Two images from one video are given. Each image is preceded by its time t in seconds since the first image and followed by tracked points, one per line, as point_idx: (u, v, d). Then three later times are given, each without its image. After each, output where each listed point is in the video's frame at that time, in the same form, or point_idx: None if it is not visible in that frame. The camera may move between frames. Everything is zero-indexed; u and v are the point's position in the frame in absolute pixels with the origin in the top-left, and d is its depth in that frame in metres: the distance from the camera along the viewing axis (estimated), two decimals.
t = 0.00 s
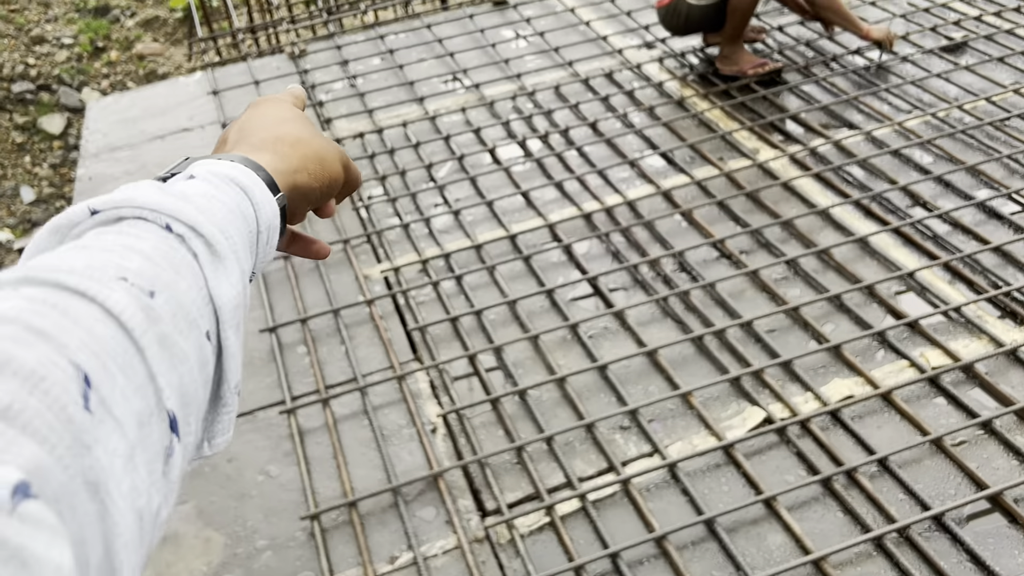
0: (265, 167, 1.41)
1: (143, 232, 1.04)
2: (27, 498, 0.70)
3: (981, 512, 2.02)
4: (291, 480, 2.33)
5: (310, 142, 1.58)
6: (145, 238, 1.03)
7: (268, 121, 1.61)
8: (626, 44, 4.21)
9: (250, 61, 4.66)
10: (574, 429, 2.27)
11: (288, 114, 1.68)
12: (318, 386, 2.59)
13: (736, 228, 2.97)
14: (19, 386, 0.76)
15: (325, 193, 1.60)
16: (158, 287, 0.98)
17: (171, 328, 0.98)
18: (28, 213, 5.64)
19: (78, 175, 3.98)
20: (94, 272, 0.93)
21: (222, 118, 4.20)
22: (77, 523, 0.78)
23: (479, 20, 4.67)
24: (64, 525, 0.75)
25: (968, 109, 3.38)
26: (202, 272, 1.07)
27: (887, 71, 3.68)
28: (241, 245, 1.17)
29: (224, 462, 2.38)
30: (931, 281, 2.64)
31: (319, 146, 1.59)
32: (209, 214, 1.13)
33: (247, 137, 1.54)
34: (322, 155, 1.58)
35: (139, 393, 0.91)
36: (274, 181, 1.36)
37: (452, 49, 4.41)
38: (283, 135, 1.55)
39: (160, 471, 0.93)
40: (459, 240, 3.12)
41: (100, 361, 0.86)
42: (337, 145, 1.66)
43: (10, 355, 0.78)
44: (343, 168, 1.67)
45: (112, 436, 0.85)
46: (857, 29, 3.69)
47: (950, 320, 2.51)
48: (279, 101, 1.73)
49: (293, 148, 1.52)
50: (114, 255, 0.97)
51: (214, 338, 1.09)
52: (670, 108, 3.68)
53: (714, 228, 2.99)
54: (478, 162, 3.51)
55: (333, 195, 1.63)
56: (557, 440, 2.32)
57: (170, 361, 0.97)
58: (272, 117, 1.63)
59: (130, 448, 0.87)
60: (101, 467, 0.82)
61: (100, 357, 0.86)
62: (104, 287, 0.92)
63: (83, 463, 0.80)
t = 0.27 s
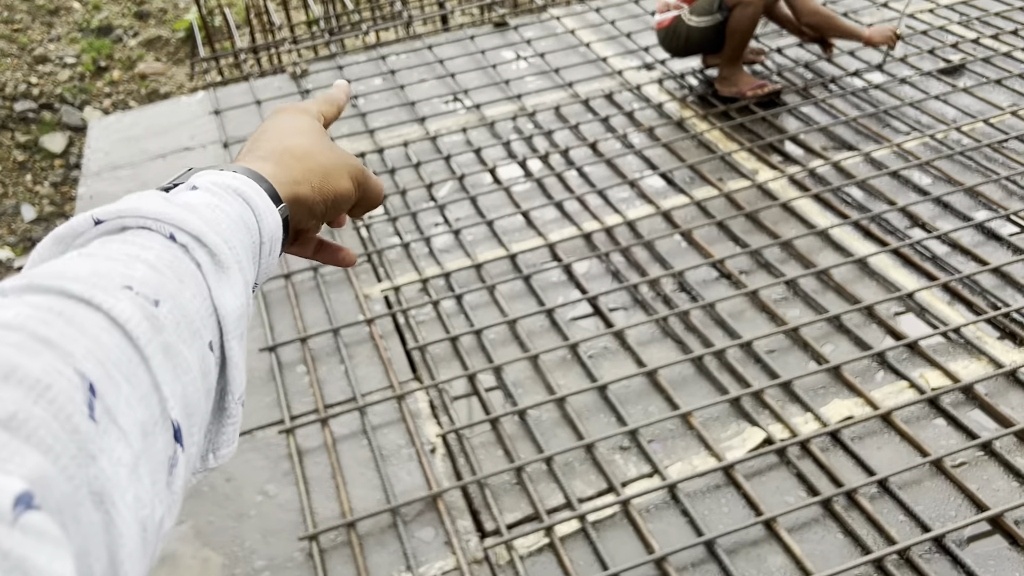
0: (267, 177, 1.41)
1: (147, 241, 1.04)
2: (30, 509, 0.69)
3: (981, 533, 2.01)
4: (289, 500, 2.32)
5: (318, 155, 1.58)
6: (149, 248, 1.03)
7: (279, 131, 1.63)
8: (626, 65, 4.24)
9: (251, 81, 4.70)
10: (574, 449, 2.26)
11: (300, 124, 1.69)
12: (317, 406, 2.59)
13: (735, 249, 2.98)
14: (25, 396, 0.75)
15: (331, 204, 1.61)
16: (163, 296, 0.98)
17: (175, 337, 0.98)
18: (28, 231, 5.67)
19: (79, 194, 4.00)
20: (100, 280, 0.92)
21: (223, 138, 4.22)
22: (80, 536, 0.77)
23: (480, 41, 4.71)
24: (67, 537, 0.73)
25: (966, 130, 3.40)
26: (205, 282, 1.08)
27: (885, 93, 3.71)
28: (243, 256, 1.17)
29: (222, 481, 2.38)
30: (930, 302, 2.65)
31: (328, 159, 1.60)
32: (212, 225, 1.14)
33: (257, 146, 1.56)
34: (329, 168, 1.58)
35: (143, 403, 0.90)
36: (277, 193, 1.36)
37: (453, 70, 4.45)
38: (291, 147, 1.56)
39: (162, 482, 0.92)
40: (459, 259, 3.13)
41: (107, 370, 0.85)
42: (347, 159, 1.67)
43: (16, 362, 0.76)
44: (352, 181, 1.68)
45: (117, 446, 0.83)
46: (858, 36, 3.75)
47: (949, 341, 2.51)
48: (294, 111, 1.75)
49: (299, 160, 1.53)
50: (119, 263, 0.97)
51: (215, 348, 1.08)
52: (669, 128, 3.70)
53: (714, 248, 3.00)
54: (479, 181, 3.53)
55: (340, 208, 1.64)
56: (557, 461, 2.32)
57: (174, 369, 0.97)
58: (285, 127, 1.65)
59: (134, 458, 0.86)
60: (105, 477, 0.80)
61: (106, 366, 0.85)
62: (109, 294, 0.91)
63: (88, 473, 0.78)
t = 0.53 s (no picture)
0: (282, 185, 1.42)
1: (159, 251, 1.06)
2: (21, 534, 0.69)
3: (985, 557, 1.99)
4: (288, 521, 2.31)
5: (330, 163, 1.60)
6: (162, 258, 1.05)
7: (290, 139, 1.63)
8: (626, 85, 4.27)
9: (252, 100, 4.73)
10: (574, 470, 2.25)
11: (310, 132, 1.70)
12: (316, 426, 2.58)
13: (736, 269, 2.99)
14: (21, 414, 0.76)
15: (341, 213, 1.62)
16: (172, 308, 0.99)
17: (184, 350, 0.99)
18: (27, 249, 5.68)
19: (79, 212, 4.01)
20: (110, 292, 0.93)
21: (224, 156, 4.24)
22: (80, 558, 0.77)
23: (481, 61, 4.74)
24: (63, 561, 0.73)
25: (965, 152, 3.41)
26: (218, 292, 1.09)
27: (884, 114, 3.73)
28: (258, 263, 1.19)
29: (221, 502, 2.36)
30: (931, 323, 2.64)
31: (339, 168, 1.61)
32: (227, 233, 1.15)
33: (270, 152, 1.56)
34: (340, 178, 1.59)
35: (150, 421, 0.90)
36: (292, 201, 1.38)
37: (454, 90, 4.47)
38: (304, 155, 1.57)
39: (169, 501, 0.92)
40: (460, 278, 3.14)
41: (111, 386, 0.86)
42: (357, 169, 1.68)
43: (16, 380, 0.77)
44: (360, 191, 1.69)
45: (120, 464, 0.84)
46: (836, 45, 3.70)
47: (951, 363, 2.50)
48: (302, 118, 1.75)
49: (313, 169, 1.54)
50: (130, 274, 0.98)
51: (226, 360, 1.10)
52: (669, 149, 3.72)
53: (714, 268, 3.01)
54: (479, 201, 3.54)
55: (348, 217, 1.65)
56: (557, 482, 2.30)
57: (182, 384, 0.98)
58: (296, 134, 1.66)
59: (139, 477, 0.86)
60: (108, 497, 0.81)
61: (111, 382, 0.86)
62: (116, 307, 0.92)
63: (88, 493, 0.78)
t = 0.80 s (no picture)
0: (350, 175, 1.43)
1: (196, 253, 1.01)
2: None
3: None
4: (287, 540, 2.30)
5: (401, 155, 1.60)
6: (202, 260, 1.00)
7: (364, 125, 1.64)
8: (625, 105, 4.30)
9: (253, 118, 4.76)
10: (575, 490, 2.25)
11: (386, 121, 1.70)
12: (316, 444, 2.57)
13: (735, 288, 2.99)
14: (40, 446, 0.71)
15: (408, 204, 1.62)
16: (206, 321, 0.94)
17: (213, 369, 0.93)
18: (26, 265, 5.69)
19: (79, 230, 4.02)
20: (145, 301, 0.89)
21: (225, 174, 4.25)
22: None
23: (480, 80, 4.78)
24: None
25: (963, 172, 3.43)
26: (255, 300, 1.03)
27: (882, 134, 3.76)
28: (301, 266, 1.13)
29: (220, 521, 2.35)
30: (930, 343, 2.65)
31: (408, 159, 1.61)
32: (270, 232, 1.10)
33: (343, 138, 1.57)
34: (410, 171, 1.60)
35: (170, 450, 0.85)
36: (348, 193, 1.36)
37: (453, 108, 4.51)
38: (376, 144, 1.57)
39: (184, 534, 0.86)
40: (460, 296, 3.14)
41: (135, 414, 0.81)
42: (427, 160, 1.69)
43: (36, 407, 0.72)
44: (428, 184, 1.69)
45: (136, 500, 0.78)
46: (817, 73, 3.78)
47: (950, 383, 2.51)
48: (378, 105, 1.75)
49: (383, 160, 1.54)
50: (165, 281, 0.93)
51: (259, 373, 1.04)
52: (669, 168, 3.74)
53: (714, 287, 3.02)
54: (479, 219, 3.56)
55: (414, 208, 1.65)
56: (558, 501, 2.30)
57: (210, 405, 0.92)
58: (370, 122, 1.66)
59: (154, 514, 0.80)
60: (119, 539, 0.75)
61: (135, 409, 0.81)
62: (150, 321, 0.87)
63: (99, 535, 0.73)
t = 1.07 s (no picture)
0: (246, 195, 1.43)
1: (134, 260, 1.09)
2: (16, 541, 0.71)
3: None
4: (282, 552, 2.31)
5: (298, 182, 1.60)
6: (135, 266, 1.08)
7: (263, 156, 1.66)
8: (619, 120, 4.34)
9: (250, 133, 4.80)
10: (568, 502, 2.26)
11: (281, 155, 1.70)
12: (311, 457, 2.58)
13: (728, 302, 3.02)
14: (7, 424, 0.78)
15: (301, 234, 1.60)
16: (148, 317, 1.02)
17: (160, 359, 1.01)
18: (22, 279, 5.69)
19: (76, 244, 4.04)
20: (84, 302, 0.96)
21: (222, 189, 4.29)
22: (72, 564, 0.79)
23: (477, 96, 4.82)
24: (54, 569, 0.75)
25: (954, 188, 3.47)
26: (190, 300, 1.12)
27: (874, 150, 3.80)
28: (225, 271, 1.21)
29: (215, 533, 2.37)
30: (921, 357, 2.68)
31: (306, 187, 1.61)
32: (194, 240, 1.18)
33: (234, 168, 1.57)
34: (308, 197, 1.60)
35: (127, 428, 0.93)
36: (257, 212, 1.41)
37: (450, 124, 4.55)
38: (268, 172, 1.58)
39: (147, 506, 0.94)
40: (455, 310, 3.17)
41: (87, 396, 0.88)
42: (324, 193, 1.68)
43: None
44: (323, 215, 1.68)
45: (101, 471, 0.86)
46: (807, 94, 3.82)
47: (941, 397, 2.53)
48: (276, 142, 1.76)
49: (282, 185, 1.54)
50: (105, 283, 1.01)
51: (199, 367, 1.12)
52: (662, 183, 3.78)
53: (707, 301, 3.05)
54: (474, 234, 3.59)
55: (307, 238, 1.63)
56: (551, 514, 2.31)
57: (160, 389, 1.00)
58: (263, 155, 1.66)
59: (120, 484, 0.88)
60: (92, 505, 0.83)
61: (86, 392, 0.89)
62: (93, 315, 0.95)
63: (74, 501, 0.81)
